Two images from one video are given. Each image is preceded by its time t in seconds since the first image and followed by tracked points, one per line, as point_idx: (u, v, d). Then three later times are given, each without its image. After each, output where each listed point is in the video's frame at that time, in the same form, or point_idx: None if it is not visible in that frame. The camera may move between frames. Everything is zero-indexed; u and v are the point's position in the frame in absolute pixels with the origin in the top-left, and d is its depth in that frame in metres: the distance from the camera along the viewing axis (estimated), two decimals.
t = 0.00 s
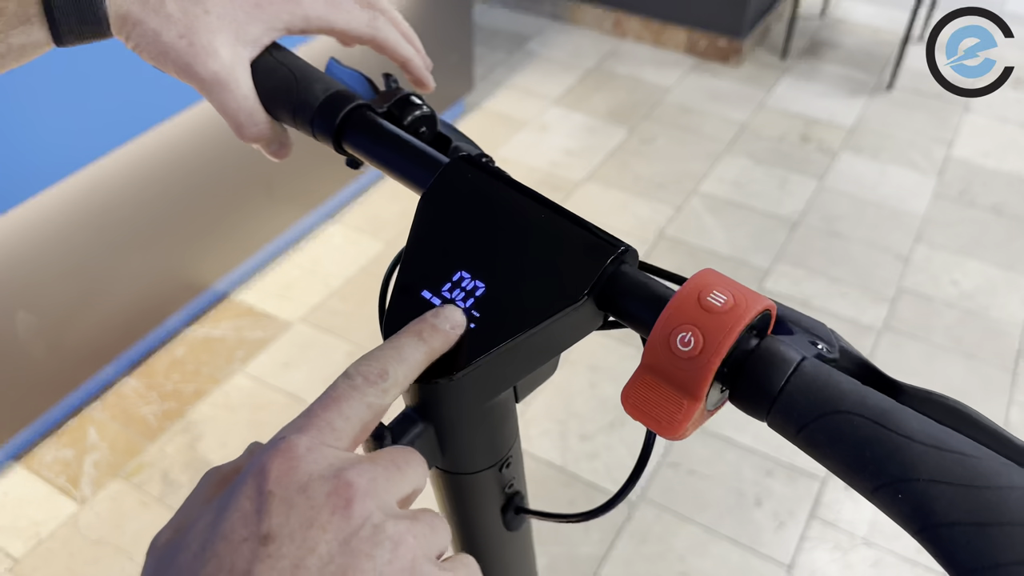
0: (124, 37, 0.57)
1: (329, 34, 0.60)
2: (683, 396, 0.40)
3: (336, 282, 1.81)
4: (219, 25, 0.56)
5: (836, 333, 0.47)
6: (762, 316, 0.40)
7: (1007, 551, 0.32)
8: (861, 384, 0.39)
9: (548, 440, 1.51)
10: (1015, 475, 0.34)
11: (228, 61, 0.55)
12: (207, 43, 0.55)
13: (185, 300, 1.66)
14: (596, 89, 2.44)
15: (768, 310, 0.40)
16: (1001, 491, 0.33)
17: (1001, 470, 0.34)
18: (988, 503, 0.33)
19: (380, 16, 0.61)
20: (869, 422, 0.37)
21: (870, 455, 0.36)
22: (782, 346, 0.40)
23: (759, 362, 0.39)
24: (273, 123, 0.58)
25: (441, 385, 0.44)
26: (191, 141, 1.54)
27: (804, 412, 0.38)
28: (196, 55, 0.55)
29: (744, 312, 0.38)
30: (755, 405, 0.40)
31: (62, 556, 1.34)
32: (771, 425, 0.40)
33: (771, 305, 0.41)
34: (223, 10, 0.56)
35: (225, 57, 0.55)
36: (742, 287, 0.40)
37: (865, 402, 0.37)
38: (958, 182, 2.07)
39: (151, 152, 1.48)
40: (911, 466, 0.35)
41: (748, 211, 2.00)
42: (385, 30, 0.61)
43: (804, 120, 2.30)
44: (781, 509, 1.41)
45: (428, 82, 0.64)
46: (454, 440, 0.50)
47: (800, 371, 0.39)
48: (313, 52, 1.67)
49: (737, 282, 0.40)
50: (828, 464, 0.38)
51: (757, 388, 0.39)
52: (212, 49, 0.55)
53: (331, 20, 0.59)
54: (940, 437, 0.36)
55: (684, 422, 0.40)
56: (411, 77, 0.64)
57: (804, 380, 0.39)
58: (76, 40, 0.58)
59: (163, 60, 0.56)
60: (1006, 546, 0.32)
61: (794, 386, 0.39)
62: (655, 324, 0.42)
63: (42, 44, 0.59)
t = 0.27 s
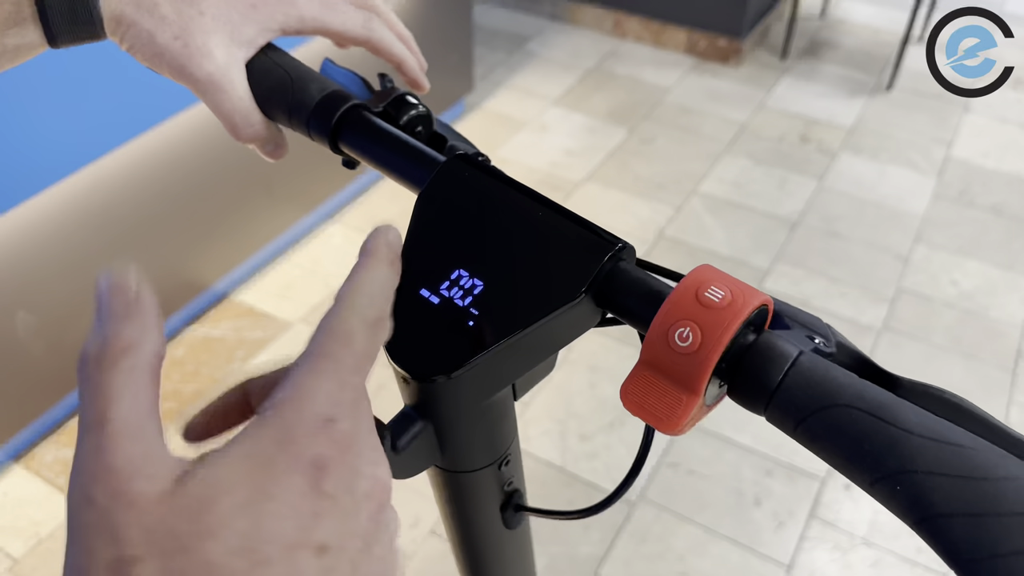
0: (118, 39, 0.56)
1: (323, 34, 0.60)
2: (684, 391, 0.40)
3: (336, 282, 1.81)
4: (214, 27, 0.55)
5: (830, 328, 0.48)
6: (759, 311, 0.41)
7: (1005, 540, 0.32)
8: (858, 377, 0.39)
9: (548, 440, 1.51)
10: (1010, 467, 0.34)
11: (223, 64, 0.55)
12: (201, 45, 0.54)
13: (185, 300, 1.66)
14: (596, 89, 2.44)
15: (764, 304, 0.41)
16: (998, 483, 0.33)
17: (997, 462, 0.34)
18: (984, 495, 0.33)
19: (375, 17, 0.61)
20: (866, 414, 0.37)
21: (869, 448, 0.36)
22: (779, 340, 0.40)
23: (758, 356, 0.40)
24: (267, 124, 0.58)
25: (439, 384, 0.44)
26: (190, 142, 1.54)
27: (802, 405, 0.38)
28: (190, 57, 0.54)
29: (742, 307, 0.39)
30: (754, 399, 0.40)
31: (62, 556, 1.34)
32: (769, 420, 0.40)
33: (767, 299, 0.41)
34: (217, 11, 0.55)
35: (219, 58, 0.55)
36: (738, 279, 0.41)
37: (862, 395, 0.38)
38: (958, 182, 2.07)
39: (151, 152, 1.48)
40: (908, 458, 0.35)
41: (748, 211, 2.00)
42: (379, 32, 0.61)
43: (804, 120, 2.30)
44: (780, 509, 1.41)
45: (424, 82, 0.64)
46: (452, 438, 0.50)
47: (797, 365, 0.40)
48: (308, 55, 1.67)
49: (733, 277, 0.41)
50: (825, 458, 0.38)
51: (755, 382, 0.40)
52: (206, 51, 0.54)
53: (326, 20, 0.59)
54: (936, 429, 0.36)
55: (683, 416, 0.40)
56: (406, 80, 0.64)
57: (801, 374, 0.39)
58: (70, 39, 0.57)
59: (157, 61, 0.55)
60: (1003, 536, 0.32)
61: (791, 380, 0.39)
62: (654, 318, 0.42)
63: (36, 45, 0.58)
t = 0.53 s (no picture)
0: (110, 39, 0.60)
1: (314, 34, 0.62)
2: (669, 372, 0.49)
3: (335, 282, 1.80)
4: (204, 26, 0.58)
5: (819, 319, 0.57)
6: (751, 303, 0.52)
7: (998, 522, 0.40)
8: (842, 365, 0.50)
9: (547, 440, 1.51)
10: (1000, 452, 0.43)
11: (213, 62, 0.57)
12: (191, 44, 0.57)
13: (184, 299, 1.66)
14: (596, 88, 2.44)
15: (755, 296, 0.51)
16: (991, 467, 0.42)
17: (987, 447, 0.43)
18: (979, 475, 0.42)
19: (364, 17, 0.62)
20: (861, 402, 0.47)
21: (865, 431, 0.46)
22: (772, 333, 0.51)
23: (752, 349, 0.50)
24: (258, 121, 0.58)
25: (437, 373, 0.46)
26: (190, 143, 1.53)
27: (794, 393, 0.49)
28: (180, 57, 0.57)
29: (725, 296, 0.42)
30: (754, 387, 0.50)
31: (60, 557, 1.33)
32: (764, 407, 0.51)
33: (759, 294, 0.52)
34: (207, 12, 0.59)
35: (209, 57, 0.57)
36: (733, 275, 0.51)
37: (851, 384, 0.48)
38: (960, 182, 2.07)
39: (152, 151, 1.47)
40: (899, 444, 0.44)
41: (750, 211, 1.99)
42: (369, 31, 0.62)
43: (805, 119, 2.29)
44: (782, 509, 1.40)
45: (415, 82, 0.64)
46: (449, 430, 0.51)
47: (789, 356, 0.50)
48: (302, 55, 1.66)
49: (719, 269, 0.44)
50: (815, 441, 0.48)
51: (751, 371, 0.50)
52: (195, 50, 0.57)
53: (315, 19, 0.61)
54: (927, 416, 0.45)
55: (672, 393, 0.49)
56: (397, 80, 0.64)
57: (793, 364, 0.50)
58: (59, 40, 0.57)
59: (149, 61, 0.59)
60: (996, 513, 0.41)
61: (783, 369, 0.50)
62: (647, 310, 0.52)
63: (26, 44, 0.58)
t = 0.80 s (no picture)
0: (112, 42, 0.57)
1: (314, 36, 0.61)
2: (673, 382, 0.43)
3: (335, 283, 1.81)
4: (206, 29, 0.56)
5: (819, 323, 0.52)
6: (755, 306, 0.45)
7: (998, 526, 0.36)
8: (849, 368, 0.44)
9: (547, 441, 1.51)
10: (1004, 454, 0.39)
11: (215, 65, 0.56)
12: (193, 47, 0.55)
13: (184, 300, 1.67)
14: (597, 90, 2.44)
15: (760, 299, 0.44)
16: (993, 469, 0.38)
17: (988, 449, 0.39)
18: (982, 479, 0.38)
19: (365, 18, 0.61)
20: (861, 405, 0.42)
21: (865, 435, 0.41)
22: (775, 334, 0.45)
23: (754, 350, 0.44)
24: (261, 125, 0.59)
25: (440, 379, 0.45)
26: (189, 144, 1.54)
27: (797, 398, 0.43)
28: (183, 60, 0.55)
29: (735, 301, 0.41)
30: (753, 391, 0.44)
31: (61, 557, 1.34)
32: (765, 410, 0.45)
33: (762, 294, 0.45)
34: (209, 14, 0.57)
35: (212, 61, 0.56)
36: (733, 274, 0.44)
37: (857, 388, 0.42)
38: (959, 183, 2.07)
39: (151, 152, 1.47)
40: (902, 448, 0.40)
41: (749, 212, 2.00)
42: (371, 33, 0.61)
43: (805, 120, 2.30)
44: (780, 509, 1.41)
45: (415, 83, 0.65)
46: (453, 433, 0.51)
47: (792, 358, 0.44)
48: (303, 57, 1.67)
49: (727, 272, 0.43)
50: (818, 445, 0.43)
51: (751, 375, 0.44)
52: (198, 53, 0.55)
53: (316, 22, 0.60)
54: (931, 419, 0.41)
55: (676, 408, 0.43)
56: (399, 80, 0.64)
57: (796, 367, 0.44)
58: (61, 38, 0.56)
59: (151, 65, 0.57)
60: (1000, 519, 0.37)
61: (786, 372, 0.44)
62: (648, 313, 0.44)
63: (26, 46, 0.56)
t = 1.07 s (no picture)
0: (114, 45, 0.54)
1: (316, 36, 0.60)
2: (679, 386, 0.40)
3: (336, 283, 1.81)
4: (208, 32, 0.55)
5: (825, 323, 0.49)
6: (757, 305, 0.41)
7: (1003, 526, 0.33)
8: (854, 369, 0.40)
9: (548, 441, 1.51)
10: (1008, 454, 0.35)
11: (217, 68, 0.55)
12: (195, 49, 0.54)
13: (185, 301, 1.67)
14: (596, 91, 2.45)
15: (762, 298, 0.41)
16: (996, 470, 0.35)
17: (991, 449, 0.36)
18: (983, 481, 0.35)
19: (367, 18, 0.61)
20: (864, 405, 0.38)
21: (866, 438, 0.37)
22: (777, 333, 0.41)
23: (756, 351, 0.40)
24: (264, 127, 0.59)
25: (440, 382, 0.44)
26: (190, 144, 1.55)
27: (801, 399, 0.39)
28: (185, 62, 0.54)
29: (739, 301, 0.40)
30: (752, 394, 0.41)
31: (63, 556, 1.34)
32: (767, 413, 0.41)
33: (764, 293, 0.42)
34: (211, 16, 0.55)
35: (214, 63, 0.55)
36: (735, 274, 0.42)
37: (863, 389, 0.39)
38: (957, 184, 2.08)
39: (152, 152, 1.48)
40: (907, 449, 0.36)
41: (748, 213, 2.00)
42: (372, 33, 0.61)
43: (804, 121, 2.30)
44: (780, 509, 1.41)
45: (417, 83, 0.65)
46: (453, 436, 0.50)
47: (796, 358, 0.40)
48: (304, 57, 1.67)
49: (731, 273, 0.41)
50: (822, 448, 0.39)
51: (753, 376, 0.40)
52: (200, 55, 0.54)
53: (317, 22, 0.58)
54: (933, 418, 0.37)
55: (679, 411, 0.41)
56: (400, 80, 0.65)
57: (800, 367, 0.40)
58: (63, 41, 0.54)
59: (153, 68, 0.54)
60: (1003, 523, 0.33)
61: (789, 372, 0.40)
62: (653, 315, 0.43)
63: (28, 50, 0.54)
